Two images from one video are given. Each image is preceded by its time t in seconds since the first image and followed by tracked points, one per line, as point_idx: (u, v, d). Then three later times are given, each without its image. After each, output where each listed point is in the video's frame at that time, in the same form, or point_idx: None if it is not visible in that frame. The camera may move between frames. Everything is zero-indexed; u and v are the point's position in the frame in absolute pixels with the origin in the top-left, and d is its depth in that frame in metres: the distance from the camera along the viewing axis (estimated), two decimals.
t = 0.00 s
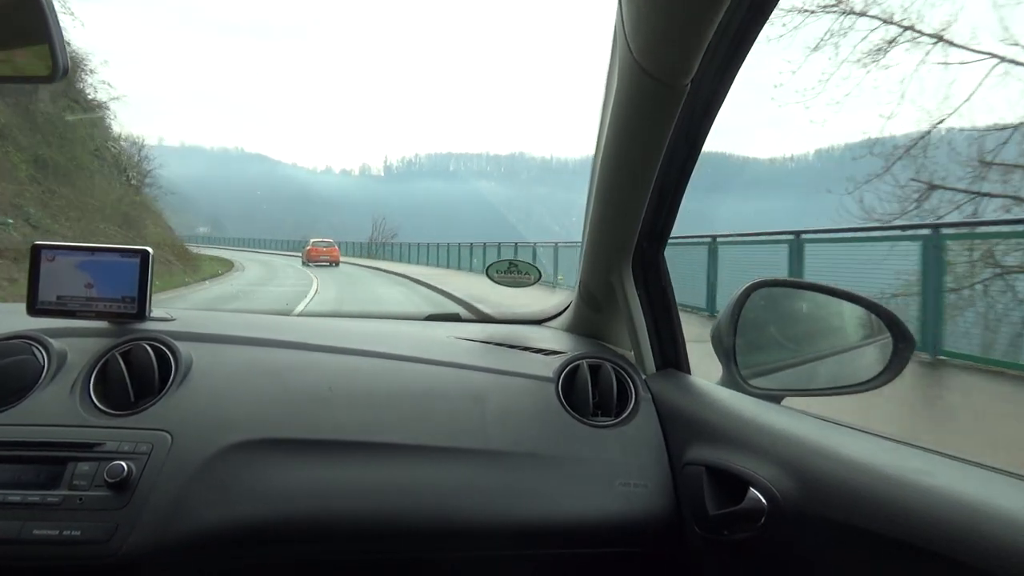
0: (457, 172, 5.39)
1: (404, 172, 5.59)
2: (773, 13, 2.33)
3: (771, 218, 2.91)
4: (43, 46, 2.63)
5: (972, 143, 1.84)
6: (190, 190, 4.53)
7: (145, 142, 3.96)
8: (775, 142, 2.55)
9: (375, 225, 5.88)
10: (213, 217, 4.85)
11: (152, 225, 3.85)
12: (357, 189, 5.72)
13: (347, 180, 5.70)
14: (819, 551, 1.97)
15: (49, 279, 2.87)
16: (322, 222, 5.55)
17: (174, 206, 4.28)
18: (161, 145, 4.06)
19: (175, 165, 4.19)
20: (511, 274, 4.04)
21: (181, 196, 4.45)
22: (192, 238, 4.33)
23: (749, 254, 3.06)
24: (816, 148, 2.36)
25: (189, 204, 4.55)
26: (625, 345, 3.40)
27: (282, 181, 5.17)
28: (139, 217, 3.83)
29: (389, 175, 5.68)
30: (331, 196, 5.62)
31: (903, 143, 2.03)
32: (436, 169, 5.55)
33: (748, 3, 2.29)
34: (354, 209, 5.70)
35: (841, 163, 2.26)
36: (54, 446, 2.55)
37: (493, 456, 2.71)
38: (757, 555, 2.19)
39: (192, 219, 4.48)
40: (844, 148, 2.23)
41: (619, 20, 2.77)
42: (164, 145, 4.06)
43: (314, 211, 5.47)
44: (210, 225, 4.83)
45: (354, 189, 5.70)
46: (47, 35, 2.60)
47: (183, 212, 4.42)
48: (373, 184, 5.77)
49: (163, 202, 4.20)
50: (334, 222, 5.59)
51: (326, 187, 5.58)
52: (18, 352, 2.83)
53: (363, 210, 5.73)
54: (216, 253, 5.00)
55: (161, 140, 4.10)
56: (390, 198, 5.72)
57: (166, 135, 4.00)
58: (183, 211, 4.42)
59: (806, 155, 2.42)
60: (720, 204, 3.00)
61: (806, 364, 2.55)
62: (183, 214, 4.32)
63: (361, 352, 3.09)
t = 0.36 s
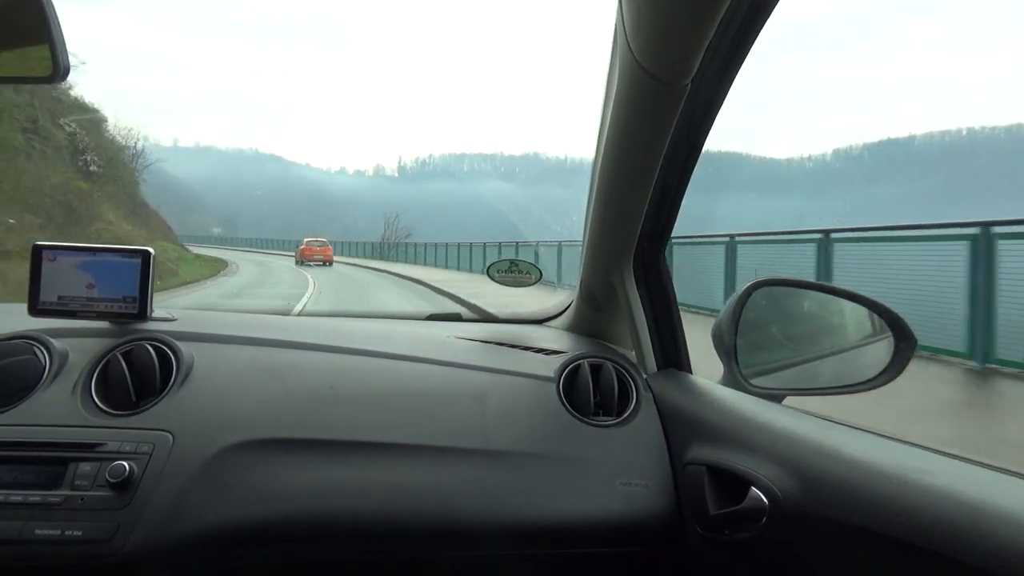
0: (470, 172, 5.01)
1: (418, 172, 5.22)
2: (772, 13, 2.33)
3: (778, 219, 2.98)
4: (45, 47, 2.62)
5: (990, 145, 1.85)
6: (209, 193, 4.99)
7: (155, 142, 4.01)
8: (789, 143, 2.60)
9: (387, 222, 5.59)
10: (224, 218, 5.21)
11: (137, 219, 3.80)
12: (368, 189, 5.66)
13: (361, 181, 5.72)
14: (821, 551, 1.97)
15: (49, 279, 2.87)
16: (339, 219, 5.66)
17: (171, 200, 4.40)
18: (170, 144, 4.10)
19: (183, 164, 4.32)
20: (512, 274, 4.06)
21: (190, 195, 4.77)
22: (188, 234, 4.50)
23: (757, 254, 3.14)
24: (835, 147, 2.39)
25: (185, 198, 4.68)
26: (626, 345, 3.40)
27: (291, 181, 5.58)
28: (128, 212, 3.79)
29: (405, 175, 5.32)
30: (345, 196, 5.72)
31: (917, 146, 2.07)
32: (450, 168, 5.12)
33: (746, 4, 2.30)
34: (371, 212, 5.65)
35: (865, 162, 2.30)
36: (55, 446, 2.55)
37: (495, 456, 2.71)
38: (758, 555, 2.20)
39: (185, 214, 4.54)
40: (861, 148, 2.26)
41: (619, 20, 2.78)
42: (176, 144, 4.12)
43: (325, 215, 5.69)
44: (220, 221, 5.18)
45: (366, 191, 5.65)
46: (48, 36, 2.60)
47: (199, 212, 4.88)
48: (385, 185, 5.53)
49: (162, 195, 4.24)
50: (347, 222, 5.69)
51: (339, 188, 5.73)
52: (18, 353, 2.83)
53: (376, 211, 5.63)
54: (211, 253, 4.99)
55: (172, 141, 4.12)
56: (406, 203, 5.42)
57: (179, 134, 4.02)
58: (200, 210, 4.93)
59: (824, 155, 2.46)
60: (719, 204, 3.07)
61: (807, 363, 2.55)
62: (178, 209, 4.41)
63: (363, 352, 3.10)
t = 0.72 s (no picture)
0: (487, 172, 4.77)
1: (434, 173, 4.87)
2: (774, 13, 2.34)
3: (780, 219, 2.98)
4: (48, 46, 2.63)
5: (1009, 143, 1.84)
6: (226, 195, 5.10)
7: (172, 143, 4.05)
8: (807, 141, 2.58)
9: (401, 221, 5.12)
10: (241, 217, 5.28)
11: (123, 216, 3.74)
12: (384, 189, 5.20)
13: (378, 183, 5.22)
14: (823, 552, 1.97)
15: (51, 279, 2.87)
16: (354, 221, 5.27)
17: (169, 194, 4.35)
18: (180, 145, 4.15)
19: (199, 164, 4.54)
20: (514, 274, 4.05)
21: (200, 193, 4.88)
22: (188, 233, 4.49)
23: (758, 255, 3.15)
24: (858, 145, 2.35)
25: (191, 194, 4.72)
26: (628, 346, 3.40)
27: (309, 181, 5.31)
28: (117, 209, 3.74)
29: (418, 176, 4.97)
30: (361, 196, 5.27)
31: (939, 144, 2.04)
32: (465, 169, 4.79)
33: (748, 5, 2.30)
34: (386, 211, 5.14)
35: (888, 161, 2.26)
36: (56, 446, 2.55)
37: (496, 456, 2.71)
38: (760, 556, 2.19)
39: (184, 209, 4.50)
40: (884, 146, 2.24)
41: (621, 20, 2.78)
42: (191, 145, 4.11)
43: (342, 215, 5.29)
44: (235, 222, 5.28)
45: (383, 192, 5.18)
46: (52, 36, 2.60)
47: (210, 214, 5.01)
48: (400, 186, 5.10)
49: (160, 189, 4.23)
50: (362, 222, 5.23)
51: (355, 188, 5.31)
52: (19, 353, 2.83)
53: (390, 211, 5.13)
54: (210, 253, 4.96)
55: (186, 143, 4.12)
56: (421, 205, 5.04)
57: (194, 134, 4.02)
58: (213, 208, 5.05)
59: (844, 155, 2.41)
60: (726, 201, 3.12)
61: (810, 365, 2.55)
62: (177, 204, 4.37)
63: (364, 352, 3.10)
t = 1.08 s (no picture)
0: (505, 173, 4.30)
1: (452, 173, 4.43)
2: (774, 12, 2.33)
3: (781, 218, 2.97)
4: (48, 45, 2.63)
5: None
6: (239, 196, 4.85)
7: (190, 144, 4.00)
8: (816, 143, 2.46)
9: (418, 221, 4.69)
10: (258, 217, 5.08)
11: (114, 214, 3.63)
12: (402, 191, 4.71)
13: (393, 183, 4.75)
14: (824, 550, 1.97)
15: (53, 277, 2.88)
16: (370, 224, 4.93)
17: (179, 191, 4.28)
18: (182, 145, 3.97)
19: (215, 167, 4.38)
20: (515, 272, 4.09)
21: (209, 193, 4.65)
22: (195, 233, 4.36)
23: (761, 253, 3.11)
24: (876, 144, 2.21)
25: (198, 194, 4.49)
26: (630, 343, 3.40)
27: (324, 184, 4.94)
28: (107, 207, 3.64)
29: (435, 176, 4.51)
30: (378, 198, 4.81)
31: (963, 143, 1.92)
32: (481, 170, 4.35)
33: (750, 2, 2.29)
34: (404, 216, 4.71)
35: (910, 161, 2.12)
36: (58, 444, 2.56)
37: (497, 454, 2.71)
38: (762, 555, 2.19)
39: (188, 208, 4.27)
40: (906, 146, 2.09)
41: (622, 18, 2.77)
42: (210, 148, 4.11)
43: (357, 216, 5.02)
44: (252, 223, 5.09)
45: (399, 192, 4.71)
46: (53, 34, 2.60)
47: (221, 214, 4.83)
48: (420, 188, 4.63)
49: (161, 187, 4.07)
50: (378, 224, 4.89)
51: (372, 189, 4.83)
52: (22, 351, 2.84)
53: (407, 212, 4.70)
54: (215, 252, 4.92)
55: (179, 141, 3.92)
56: (441, 202, 4.62)
57: (214, 137, 4.01)
58: (229, 208, 4.91)
59: (866, 154, 2.27)
60: (725, 201, 3.09)
61: (811, 362, 2.54)
62: (178, 201, 4.18)
63: (364, 351, 3.09)
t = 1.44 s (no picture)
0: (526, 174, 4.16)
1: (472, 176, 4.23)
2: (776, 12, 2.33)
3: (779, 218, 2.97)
4: (47, 48, 2.64)
5: None
6: (258, 197, 4.77)
7: (212, 146, 3.97)
8: (849, 143, 2.37)
9: (443, 221, 4.48)
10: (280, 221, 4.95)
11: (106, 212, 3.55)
12: (423, 194, 4.52)
13: (415, 184, 4.55)
14: (825, 550, 1.97)
15: (53, 278, 2.88)
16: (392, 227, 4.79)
17: (196, 194, 4.16)
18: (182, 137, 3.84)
19: (237, 171, 4.29)
20: (516, 273, 4.05)
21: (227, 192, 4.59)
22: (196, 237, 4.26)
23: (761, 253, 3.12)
24: (902, 144, 2.17)
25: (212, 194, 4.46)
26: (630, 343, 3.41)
27: (343, 186, 4.72)
28: (97, 204, 3.54)
29: (455, 179, 4.29)
30: (398, 201, 4.61)
31: (992, 143, 1.89)
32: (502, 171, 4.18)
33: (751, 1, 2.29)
34: (425, 218, 4.53)
35: (938, 160, 2.09)
36: (59, 446, 2.56)
37: (497, 455, 2.71)
38: (763, 556, 2.18)
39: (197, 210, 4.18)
40: (933, 145, 2.06)
41: (622, 18, 2.77)
42: (232, 151, 4.09)
43: (378, 217, 4.84)
44: (272, 224, 4.94)
45: (419, 194, 4.52)
46: (53, 37, 2.61)
47: (238, 216, 4.82)
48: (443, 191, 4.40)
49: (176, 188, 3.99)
50: (400, 225, 4.73)
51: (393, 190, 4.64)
52: (22, 353, 2.84)
53: (428, 214, 4.52)
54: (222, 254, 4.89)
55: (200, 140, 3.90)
56: (466, 201, 4.40)
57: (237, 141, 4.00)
58: (248, 210, 4.85)
59: (892, 154, 2.22)
60: (727, 200, 3.08)
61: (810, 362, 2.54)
62: (191, 200, 4.06)
63: (364, 351, 3.10)
